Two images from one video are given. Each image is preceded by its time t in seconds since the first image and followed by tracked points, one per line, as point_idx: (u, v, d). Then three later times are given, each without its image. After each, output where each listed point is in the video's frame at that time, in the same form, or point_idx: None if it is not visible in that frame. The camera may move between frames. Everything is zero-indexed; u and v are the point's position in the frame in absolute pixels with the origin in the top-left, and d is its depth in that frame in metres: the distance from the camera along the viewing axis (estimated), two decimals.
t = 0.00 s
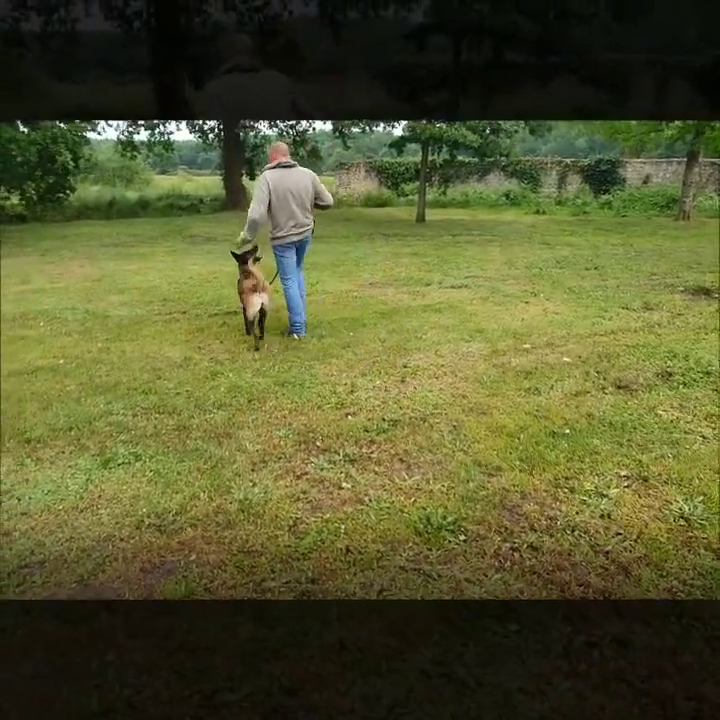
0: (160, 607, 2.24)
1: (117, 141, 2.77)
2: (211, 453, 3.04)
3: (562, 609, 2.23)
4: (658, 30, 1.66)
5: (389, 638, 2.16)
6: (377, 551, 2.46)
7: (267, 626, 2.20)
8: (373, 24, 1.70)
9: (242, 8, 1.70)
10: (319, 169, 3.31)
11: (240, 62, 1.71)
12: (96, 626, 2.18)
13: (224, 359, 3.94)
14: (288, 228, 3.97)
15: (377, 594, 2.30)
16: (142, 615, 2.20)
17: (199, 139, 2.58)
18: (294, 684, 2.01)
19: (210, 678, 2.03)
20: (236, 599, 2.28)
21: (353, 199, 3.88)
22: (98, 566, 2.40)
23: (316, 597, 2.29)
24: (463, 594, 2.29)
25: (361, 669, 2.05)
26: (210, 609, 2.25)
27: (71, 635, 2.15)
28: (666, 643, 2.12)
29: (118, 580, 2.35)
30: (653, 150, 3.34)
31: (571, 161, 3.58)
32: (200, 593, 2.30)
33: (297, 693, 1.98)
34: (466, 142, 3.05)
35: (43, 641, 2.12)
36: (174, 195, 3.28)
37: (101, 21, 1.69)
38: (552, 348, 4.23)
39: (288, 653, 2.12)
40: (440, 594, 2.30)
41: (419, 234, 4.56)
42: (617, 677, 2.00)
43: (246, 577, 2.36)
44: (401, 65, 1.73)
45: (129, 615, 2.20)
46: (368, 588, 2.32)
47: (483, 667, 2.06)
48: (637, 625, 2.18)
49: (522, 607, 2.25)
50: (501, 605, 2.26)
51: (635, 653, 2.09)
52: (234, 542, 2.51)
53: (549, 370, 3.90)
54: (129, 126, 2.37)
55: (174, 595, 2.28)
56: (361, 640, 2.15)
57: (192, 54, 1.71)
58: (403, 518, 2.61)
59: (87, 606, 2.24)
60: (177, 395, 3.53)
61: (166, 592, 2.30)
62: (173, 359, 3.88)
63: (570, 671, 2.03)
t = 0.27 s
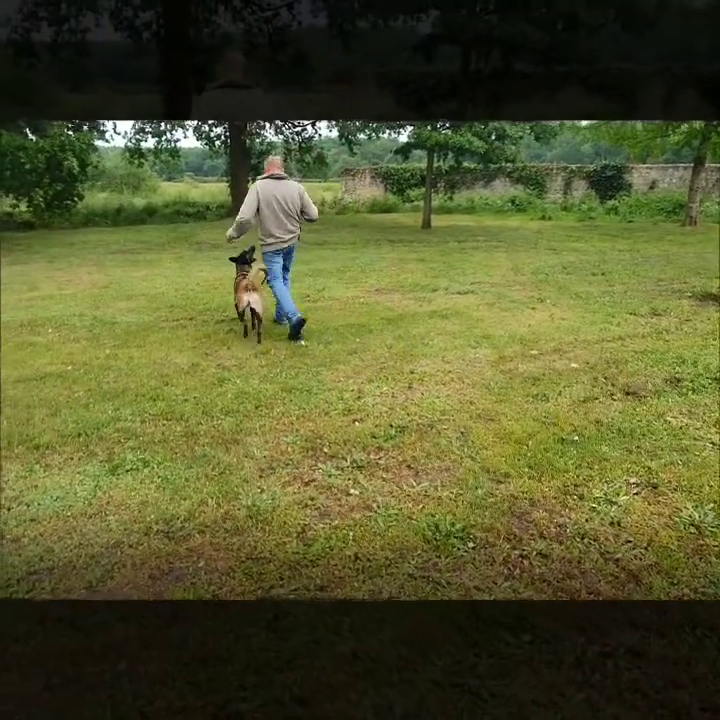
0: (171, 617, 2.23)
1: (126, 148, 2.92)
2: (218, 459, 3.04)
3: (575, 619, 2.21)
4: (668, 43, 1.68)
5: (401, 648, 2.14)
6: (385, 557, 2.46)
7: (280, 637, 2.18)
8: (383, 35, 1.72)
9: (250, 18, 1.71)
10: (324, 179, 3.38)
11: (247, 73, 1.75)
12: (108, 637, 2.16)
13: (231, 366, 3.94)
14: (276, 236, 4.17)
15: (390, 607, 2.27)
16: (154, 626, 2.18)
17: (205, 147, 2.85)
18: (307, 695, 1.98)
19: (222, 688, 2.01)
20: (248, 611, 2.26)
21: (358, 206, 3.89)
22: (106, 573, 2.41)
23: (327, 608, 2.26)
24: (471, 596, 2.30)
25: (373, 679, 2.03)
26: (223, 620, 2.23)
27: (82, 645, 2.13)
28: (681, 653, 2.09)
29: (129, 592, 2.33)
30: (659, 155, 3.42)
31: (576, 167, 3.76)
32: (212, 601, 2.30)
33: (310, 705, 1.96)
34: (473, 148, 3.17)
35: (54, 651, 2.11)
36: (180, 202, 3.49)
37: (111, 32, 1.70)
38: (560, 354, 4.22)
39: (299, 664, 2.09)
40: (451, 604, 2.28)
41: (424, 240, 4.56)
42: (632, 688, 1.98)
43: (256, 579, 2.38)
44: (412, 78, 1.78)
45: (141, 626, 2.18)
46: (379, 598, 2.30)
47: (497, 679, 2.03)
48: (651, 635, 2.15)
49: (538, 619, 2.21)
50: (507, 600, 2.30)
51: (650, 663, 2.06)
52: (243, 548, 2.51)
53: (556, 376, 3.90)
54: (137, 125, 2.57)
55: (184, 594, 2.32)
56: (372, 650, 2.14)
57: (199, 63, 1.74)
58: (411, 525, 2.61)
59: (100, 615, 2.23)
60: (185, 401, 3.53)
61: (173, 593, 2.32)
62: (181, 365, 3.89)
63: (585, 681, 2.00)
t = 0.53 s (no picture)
0: (180, 620, 2.22)
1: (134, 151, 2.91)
2: (225, 462, 3.04)
3: (587, 625, 2.19)
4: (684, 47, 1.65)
5: (413, 653, 2.11)
6: (392, 561, 2.46)
7: (290, 641, 2.17)
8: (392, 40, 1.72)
9: (261, 24, 1.71)
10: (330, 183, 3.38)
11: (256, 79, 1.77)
12: (119, 640, 2.15)
13: (237, 370, 3.95)
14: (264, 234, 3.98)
15: (399, 614, 2.25)
16: (164, 629, 2.18)
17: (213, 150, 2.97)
18: (319, 701, 1.96)
19: (232, 693, 1.99)
20: (255, 614, 2.25)
21: (363, 209, 3.81)
22: (114, 575, 2.41)
23: (338, 613, 2.26)
24: (480, 605, 2.27)
25: (385, 685, 2.01)
26: (233, 624, 2.22)
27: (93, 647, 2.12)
28: (695, 661, 2.06)
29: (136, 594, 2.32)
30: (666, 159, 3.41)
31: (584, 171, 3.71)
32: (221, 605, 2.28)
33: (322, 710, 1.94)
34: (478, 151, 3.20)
35: (64, 653, 2.09)
36: (186, 206, 3.54)
37: (122, 38, 1.71)
38: (567, 358, 4.20)
39: (310, 668, 2.07)
40: (461, 608, 2.26)
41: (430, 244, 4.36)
42: (646, 695, 1.96)
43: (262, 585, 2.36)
44: (421, 80, 1.79)
45: (151, 629, 2.17)
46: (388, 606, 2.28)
47: (509, 685, 2.01)
48: (665, 642, 2.13)
49: (550, 626, 2.19)
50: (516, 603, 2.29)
51: (664, 670, 2.04)
52: (250, 551, 2.51)
53: (564, 379, 3.89)
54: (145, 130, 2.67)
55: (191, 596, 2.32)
56: (384, 655, 2.11)
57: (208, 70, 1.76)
58: (418, 529, 2.60)
59: (110, 618, 2.22)
60: (192, 405, 3.53)
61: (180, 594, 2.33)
62: (187, 368, 3.90)
63: (597, 689, 1.98)
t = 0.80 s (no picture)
0: (195, 622, 2.22)
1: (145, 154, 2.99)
2: (235, 464, 3.05)
3: (603, 632, 2.18)
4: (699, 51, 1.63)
5: (428, 657, 2.11)
6: (402, 564, 2.45)
7: (305, 644, 2.17)
8: (405, 45, 1.71)
9: (273, 29, 1.70)
10: (338, 187, 3.32)
11: (269, 84, 1.76)
12: (135, 643, 2.16)
13: (247, 371, 3.97)
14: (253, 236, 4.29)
15: (413, 614, 2.24)
16: (180, 633, 2.18)
17: (221, 153, 3.11)
18: (334, 703, 1.97)
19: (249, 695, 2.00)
20: (269, 616, 2.25)
21: (371, 212, 3.77)
22: (124, 577, 2.42)
23: (354, 617, 2.25)
24: (493, 606, 2.27)
25: (401, 690, 2.00)
26: (247, 626, 2.22)
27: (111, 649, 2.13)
28: (712, 667, 2.04)
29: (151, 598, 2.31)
30: (675, 161, 3.48)
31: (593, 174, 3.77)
32: (235, 607, 2.28)
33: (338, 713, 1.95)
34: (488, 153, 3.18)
35: (79, 654, 2.11)
36: (196, 207, 3.66)
37: (134, 42, 1.68)
38: (577, 361, 4.20)
39: (326, 671, 2.07)
40: (476, 611, 2.26)
41: (439, 246, 4.66)
42: (663, 701, 1.94)
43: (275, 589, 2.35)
44: (433, 84, 1.80)
45: (167, 632, 2.18)
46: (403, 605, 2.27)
47: (524, 690, 2.00)
48: (681, 648, 2.11)
49: (565, 631, 2.18)
50: (529, 605, 2.29)
51: (681, 677, 2.02)
52: (259, 553, 2.52)
53: (574, 382, 3.87)
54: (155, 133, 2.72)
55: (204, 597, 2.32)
56: (400, 660, 2.11)
57: (224, 76, 1.74)
58: (428, 532, 2.59)
59: (126, 620, 2.21)
60: (201, 406, 3.54)
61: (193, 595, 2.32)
62: (197, 370, 3.92)
63: (614, 695, 1.97)
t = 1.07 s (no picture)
0: (210, 626, 2.21)
1: (151, 157, 3.17)
2: (245, 467, 3.06)
3: (621, 637, 2.14)
4: (715, 50, 1.61)
5: (446, 663, 2.07)
6: (413, 568, 2.45)
7: (322, 649, 2.15)
8: (414, 50, 1.68)
9: (283, 33, 1.68)
10: (346, 189, 3.54)
11: (278, 89, 1.74)
12: (150, 647, 2.13)
13: (255, 374, 3.97)
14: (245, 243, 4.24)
15: (429, 622, 2.20)
16: (195, 636, 2.16)
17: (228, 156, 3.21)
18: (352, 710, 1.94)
19: (265, 700, 1.98)
20: (282, 622, 2.22)
21: (378, 213, 4.18)
22: (136, 579, 2.43)
23: (369, 621, 2.22)
24: (510, 610, 2.25)
25: (418, 697, 1.98)
26: (262, 630, 2.20)
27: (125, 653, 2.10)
28: None
29: (164, 604, 2.29)
30: (683, 163, 3.47)
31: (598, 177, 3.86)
32: (248, 611, 2.27)
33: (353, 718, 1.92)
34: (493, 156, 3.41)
35: (93, 656, 2.08)
36: (203, 211, 3.93)
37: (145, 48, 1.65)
38: (586, 364, 4.19)
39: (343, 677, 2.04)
40: (491, 619, 2.21)
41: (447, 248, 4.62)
42: (681, 709, 1.92)
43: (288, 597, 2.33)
44: (444, 91, 1.75)
45: (182, 635, 2.16)
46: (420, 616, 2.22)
47: (541, 695, 1.98)
48: (698, 655, 2.09)
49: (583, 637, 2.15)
50: (546, 612, 2.24)
51: (698, 684, 2.00)
52: (270, 555, 2.53)
53: (583, 386, 3.86)
54: (163, 137, 2.92)
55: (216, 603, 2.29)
56: (416, 665, 2.07)
57: (235, 81, 1.70)
58: (439, 535, 2.60)
59: (140, 622, 2.19)
60: (211, 409, 3.55)
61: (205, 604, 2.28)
62: (206, 373, 3.93)
63: (631, 702, 1.95)
